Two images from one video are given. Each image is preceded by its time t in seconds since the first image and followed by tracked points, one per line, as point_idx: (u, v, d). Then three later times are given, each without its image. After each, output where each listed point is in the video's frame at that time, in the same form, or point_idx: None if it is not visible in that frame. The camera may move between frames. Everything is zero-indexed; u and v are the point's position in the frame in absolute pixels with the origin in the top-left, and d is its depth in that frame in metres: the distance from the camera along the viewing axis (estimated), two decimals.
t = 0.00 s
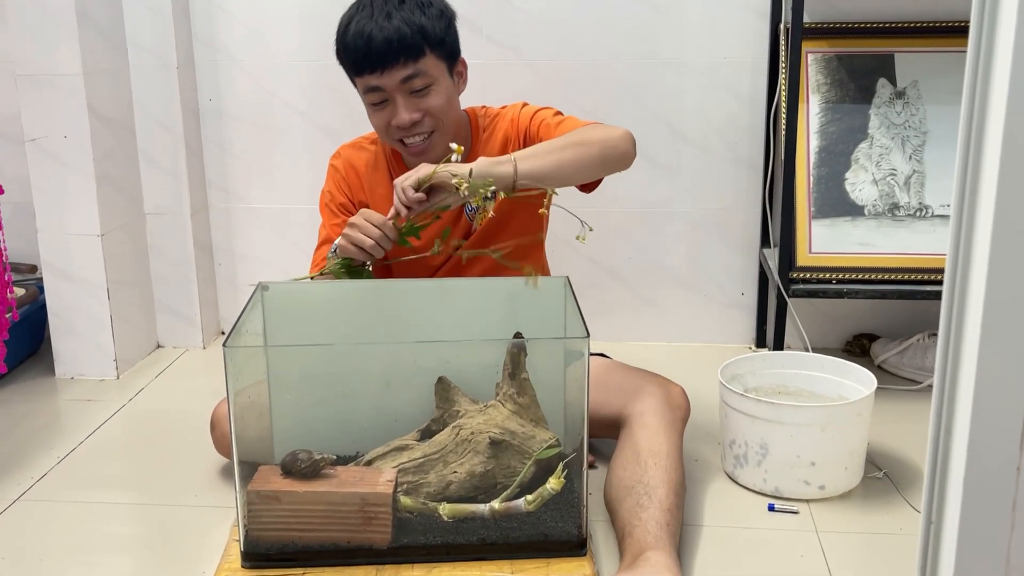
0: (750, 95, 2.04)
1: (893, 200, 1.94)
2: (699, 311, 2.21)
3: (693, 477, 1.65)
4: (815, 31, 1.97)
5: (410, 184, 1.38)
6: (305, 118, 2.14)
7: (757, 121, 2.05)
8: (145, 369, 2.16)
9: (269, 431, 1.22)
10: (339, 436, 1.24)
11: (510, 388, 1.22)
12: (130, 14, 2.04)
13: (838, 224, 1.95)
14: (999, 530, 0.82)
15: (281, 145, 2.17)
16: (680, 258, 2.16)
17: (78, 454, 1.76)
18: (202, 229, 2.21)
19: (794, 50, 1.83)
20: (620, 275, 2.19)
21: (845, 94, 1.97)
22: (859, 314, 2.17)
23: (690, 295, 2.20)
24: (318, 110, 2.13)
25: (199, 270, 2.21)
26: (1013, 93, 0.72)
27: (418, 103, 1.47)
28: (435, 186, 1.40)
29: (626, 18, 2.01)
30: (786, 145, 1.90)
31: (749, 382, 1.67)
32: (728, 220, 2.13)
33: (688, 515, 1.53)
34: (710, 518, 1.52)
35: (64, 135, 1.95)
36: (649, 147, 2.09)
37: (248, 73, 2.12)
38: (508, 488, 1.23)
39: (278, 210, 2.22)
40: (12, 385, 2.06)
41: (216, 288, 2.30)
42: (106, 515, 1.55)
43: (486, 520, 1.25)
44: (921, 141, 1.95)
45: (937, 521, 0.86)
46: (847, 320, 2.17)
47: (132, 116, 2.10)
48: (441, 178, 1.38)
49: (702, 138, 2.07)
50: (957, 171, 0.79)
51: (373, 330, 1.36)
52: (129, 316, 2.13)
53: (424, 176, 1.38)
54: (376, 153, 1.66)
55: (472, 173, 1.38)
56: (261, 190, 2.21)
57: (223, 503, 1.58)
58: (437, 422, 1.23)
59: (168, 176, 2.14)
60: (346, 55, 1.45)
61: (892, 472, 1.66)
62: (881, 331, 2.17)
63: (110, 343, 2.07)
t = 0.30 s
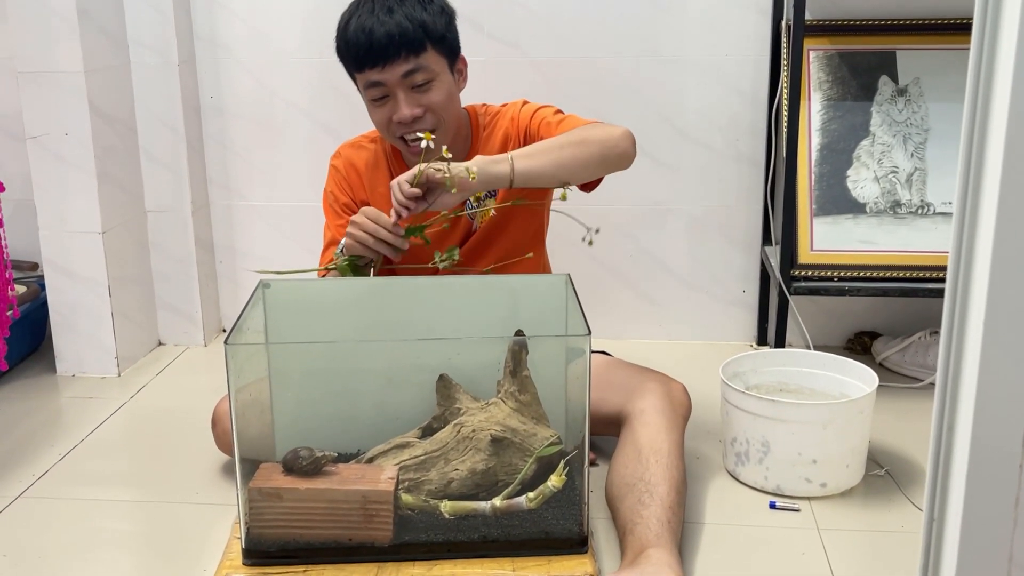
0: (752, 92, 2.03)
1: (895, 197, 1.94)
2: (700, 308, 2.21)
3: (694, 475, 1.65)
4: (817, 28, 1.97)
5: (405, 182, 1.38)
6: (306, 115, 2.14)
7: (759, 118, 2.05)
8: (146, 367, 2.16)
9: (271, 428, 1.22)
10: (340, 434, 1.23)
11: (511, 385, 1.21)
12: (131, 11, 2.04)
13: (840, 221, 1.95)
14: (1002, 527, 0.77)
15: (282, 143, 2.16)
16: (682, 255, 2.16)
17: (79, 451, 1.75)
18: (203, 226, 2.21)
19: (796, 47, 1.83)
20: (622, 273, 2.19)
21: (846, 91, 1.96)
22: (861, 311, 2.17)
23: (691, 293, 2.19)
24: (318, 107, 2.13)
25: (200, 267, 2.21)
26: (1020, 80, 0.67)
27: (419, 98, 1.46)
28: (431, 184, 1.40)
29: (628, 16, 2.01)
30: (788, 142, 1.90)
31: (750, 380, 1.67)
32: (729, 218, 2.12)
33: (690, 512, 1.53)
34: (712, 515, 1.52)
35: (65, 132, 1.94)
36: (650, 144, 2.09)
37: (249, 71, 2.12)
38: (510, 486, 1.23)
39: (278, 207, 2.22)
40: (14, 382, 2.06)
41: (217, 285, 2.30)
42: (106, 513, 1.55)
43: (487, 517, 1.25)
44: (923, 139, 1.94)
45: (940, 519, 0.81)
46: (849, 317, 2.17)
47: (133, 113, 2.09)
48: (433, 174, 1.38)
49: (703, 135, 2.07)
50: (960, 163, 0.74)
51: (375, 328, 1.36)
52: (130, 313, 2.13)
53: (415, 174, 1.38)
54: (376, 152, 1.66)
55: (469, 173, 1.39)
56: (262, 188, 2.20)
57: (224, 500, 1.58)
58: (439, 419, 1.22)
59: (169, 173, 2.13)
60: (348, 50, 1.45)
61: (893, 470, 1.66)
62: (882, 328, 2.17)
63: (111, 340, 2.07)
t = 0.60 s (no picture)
0: (753, 90, 2.03)
1: (896, 196, 1.94)
2: (701, 306, 2.21)
3: (695, 473, 1.65)
4: (819, 26, 1.97)
5: (414, 183, 1.39)
6: (307, 114, 2.14)
7: (760, 117, 2.05)
8: (147, 365, 2.16)
9: (272, 426, 1.22)
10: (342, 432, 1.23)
11: (512, 383, 1.21)
12: (132, 9, 2.04)
13: (841, 219, 1.95)
14: (1001, 524, 0.76)
15: (283, 141, 2.17)
16: (683, 253, 2.16)
17: (81, 449, 1.76)
18: (204, 225, 2.21)
19: (796, 45, 1.82)
20: (623, 271, 2.19)
21: (847, 89, 1.96)
22: (862, 310, 2.17)
23: (692, 291, 2.19)
24: (319, 105, 2.13)
25: (201, 266, 2.21)
26: (1020, 75, 0.67)
27: (419, 101, 1.46)
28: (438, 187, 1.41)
29: (629, 14, 2.01)
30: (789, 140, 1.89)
31: (752, 378, 1.67)
32: (730, 216, 2.12)
33: (691, 510, 1.53)
34: (713, 513, 1.52)
35: (66, 130, 1.94)
36: (651, 142, 2.09)
37: (250, 69, 2.12)
38: (511, 484, 1.23)
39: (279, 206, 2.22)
40: (15, 380, 2.06)
41: (218, 283, 2.30)
42: (107, 511, 1.55)
43: (488, 515, 1.25)
44: (924, 137, 1.94)
45: (940, 516, 0.81)
46: (850, 316, 2.17)
47: (135, 112, 2.10)
48: (440, 182, 1.39)
49: (704, 134, 2.07)
50: (961, 158, 0.74)
51: (377, 326, 1.36)
52: (131, 311, 2.13)
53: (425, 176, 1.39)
54: (379, 149, 1.66)
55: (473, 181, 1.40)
56: (264, 186, 2.21)
57: (225, 498, 1.58)
58: (439, 418, 1.22)
59: (170, 172, 2.14)
60: (349, 50, 1.45)
61: (894, 468, 1.66)
62: (883, 326, 2.17)
63: (112, 339, 2.07)
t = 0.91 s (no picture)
0: (754, 89, 2.03)
1: (897, 195, 1.94)
2: (702, 305, 2.21)
3: (696, 472, 1.65)
4: (820, 25, 1.96)
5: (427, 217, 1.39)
6: (309, 113, 2.14)
7: (761, 115, 2.05)
8: (149, 364, 2.16)
9: (273, 425, 1.22)
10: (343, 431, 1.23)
11: (513, 381, 1.21)
12: (133, 8, 2.04)
13: (842, 218, 1.95)
14: (1002, 524, 0.76)
15: (285, 140, 2.17)
16: (684, 252, 2.16)
17: (83, 448, 1.76)
18: (205, 223, 2.22)
19: (797, 44, 1.82)
20: (624, 270, 2.19)
21: (848, 88, 1.96)
22: (863, 309, 2.17)
23: (693, 290, 2.20)
24: (321, 104, 2.13)
25: (202, 265, 2.21)
26: (1021, 78, 0.67)
27: (414, 110, 1.46)
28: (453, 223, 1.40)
29: (630, 13, 2.01)
30: (790, 138, 1.89)
31: (753, 377, 1.67)
32: (731, 215, 2.12)
33: (691, 509, 1.53)
34: (714, 512, 1.52)
35: (67, 129, 1.95)
36: (652, 141, 2.09)
37: (252, 68, 2.12)
38: (512, 483, 1.24)
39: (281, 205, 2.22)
40: (16, 379, 2.07)
41: (219, 282, 2.30)
42: (109, 510, 1.55)
43: (489, 514, 1.25)
44: (925, 136, 1.94)
45: (941, 515, 0.81)
46: (851, 314, 2.17)
47: (136, 111, 2.10)
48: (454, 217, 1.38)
49: (705, 133, 2.07)
50: (962, 161, 0.74)
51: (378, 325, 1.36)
52: (132, 310, 2.14)
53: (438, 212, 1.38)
54: (378, 151, 1.66)
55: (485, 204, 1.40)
56: (265, 186, 2.21)
57: (226, 497, 1.58)
58: (440, 417, 1.22)
59: (172, 171, 2.14)
60: (345, 55, 1.44)
61: (895, 467, 1.66)
62: (884, 325, 2.17)
63: (113, 338, 2.07)
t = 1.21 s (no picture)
0: (755, 89, 2.03)
1: (898, 194, 1.94)
2: (703, 305, 2.21)
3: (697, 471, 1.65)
4: (821, 25, 1.96)
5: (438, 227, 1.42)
6: (310, 112, 2.14)
7: (762, 115, 2.05)
8: (150, 363, 2.16)
9: (273, 425, 1.22)
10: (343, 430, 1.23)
11: (514, 381, 1.21)
12: (134, 8, 2.04)
13: (843, 218, 1.95)
14: (1004, 524, 0.76)
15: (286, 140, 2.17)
16: (685, 252, 2.16)
17: (84, 447, 1.76)
18: (207, 223, 2.22)
19: (798, 44, 1.82)
20: (625, 269, 2.19)
21: (849, 88, 1.96)
22: (864, 308, 2.17)
23: (694, 290, 2.19)
24: (321, 104, 2.13)
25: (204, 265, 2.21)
26: (1023, 76, 0.67)
27: (405, 113, 1.46)
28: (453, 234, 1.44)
29: (631, 12, 2.01)
30: (791, 138, 1.89)
31: (753, 377, 1.67)
32: (732, 215, 2.12)
33: (692, 509, 1.53)
34: (714, 512, 1.52)
35: (68, 129, 1.95)
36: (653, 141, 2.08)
37: (253, 68, 2.12)
38: (512, 482, 1.24)
39: (282, 204, 2.22)
40: (17, 379, 2.07)
41: (221, 281, 2.30)
42: (110, 510, 1.55)
43: (490, 514, 1.25)
44: (926, 136, 1.94)
45: (943, 515, 0.81)
46: (852, 314, 2.17)
47: (138, 111, 2.10)
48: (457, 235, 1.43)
49: (706, 133, 2.07)
50: (963, 160, 0.74)
51: (378, 324, 1.36)
52: (133, 310, 2.14)
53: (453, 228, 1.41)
54: (368, 153, 1.65)
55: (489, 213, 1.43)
56: (266, 185, 2.21)
57: (228, 497, 1.59)
58: (441, 416, 1.22)
59: (173, 171, 2.14)
60: (340, 50, 1.43)
61: (896, 466, 1.66)
62: (884, 325, 2.17)
63: (114, 337, 2.07)
